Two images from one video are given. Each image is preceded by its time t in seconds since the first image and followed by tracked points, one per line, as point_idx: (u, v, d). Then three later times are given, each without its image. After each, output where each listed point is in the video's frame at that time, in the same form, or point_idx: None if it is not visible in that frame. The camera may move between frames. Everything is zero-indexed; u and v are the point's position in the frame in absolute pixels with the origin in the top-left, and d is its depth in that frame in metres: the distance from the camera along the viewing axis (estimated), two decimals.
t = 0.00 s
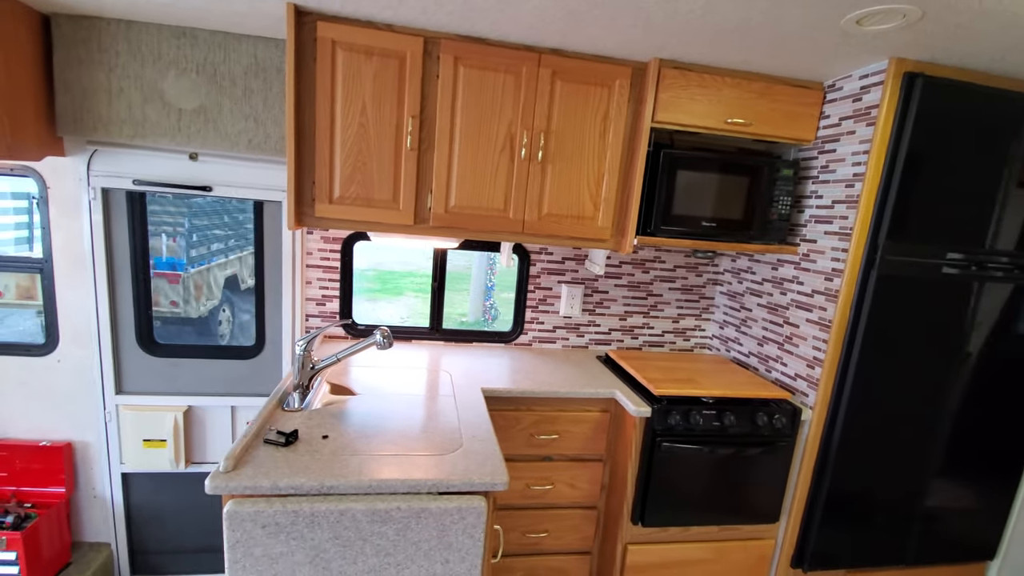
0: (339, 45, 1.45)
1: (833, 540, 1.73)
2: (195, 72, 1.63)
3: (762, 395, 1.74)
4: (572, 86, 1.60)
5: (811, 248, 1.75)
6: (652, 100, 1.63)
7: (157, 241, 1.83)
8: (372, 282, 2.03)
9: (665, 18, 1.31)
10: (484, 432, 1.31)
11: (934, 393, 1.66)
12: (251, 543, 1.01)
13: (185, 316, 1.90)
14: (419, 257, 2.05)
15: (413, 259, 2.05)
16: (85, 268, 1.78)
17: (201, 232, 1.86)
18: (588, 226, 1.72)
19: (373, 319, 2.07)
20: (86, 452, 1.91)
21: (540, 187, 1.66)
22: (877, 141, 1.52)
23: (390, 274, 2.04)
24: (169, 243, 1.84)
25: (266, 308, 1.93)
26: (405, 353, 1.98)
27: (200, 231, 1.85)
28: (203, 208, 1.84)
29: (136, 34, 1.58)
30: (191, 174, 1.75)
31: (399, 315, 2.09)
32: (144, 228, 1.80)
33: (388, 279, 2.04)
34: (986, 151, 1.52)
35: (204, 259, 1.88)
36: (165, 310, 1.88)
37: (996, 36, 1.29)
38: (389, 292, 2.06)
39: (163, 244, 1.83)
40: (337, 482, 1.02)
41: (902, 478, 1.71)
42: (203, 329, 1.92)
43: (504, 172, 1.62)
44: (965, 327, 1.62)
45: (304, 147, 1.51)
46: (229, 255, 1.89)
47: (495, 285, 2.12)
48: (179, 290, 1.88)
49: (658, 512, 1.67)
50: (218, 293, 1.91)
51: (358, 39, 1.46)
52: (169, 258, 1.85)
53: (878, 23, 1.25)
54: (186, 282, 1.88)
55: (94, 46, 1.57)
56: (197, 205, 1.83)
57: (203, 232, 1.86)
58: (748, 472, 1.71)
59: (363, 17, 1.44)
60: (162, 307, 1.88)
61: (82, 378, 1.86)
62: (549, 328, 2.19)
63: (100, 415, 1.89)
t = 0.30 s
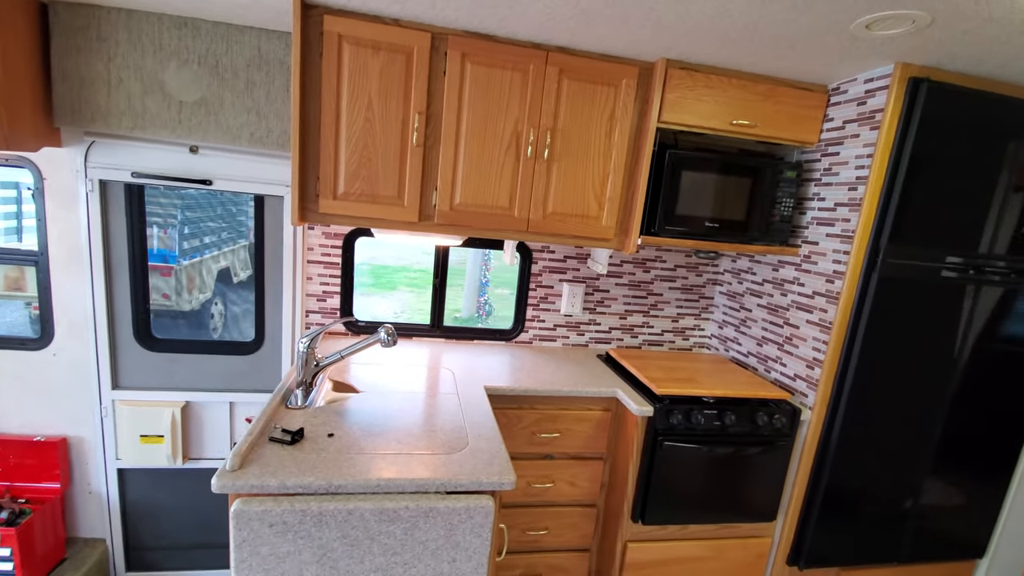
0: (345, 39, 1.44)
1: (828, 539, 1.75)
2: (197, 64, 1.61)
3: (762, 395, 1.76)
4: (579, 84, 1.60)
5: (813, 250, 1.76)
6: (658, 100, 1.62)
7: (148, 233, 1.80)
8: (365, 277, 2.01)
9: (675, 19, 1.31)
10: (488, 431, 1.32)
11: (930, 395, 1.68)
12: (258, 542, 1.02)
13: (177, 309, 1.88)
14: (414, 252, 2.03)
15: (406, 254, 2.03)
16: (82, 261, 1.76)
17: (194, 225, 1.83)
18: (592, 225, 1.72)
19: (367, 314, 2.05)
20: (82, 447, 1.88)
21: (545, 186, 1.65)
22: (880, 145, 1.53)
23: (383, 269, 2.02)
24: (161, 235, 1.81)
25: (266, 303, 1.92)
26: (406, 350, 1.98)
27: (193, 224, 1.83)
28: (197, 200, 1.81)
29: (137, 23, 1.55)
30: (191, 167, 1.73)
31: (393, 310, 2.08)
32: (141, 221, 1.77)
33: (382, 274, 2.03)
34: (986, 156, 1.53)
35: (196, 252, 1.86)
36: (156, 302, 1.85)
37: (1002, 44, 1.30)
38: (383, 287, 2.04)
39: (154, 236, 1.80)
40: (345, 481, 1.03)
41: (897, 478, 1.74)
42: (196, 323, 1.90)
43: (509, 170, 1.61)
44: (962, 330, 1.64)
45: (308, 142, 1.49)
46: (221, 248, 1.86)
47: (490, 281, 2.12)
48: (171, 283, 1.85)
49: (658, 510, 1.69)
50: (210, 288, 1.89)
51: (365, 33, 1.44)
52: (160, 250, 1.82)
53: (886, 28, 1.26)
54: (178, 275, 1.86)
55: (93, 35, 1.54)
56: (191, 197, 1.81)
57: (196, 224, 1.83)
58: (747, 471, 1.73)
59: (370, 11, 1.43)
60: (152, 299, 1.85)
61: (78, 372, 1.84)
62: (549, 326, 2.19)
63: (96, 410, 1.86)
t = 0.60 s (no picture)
0: (344, 30, 1.42)
1: (818, 534, 1.78)
2: (191, 53, 1.58)
3: (756, 392, 1.77)
4: (579, 80, 1.59)
5: (807, 249, 1.78)
6: (657, 98, 1.63)
7: (136, 224, 1.76)
8: (357, 272, 2.00)
9: (677, 16, 1.31)
10: (486, 427, 1.32)
11: (920, 393, 1.71)
12: (255, 538, 1.01)
13: (165, 303, 1.85)
14: (406, 247, 2.02)
15: (398, 249, 2.02)
16: (71, 252, 1.72)
17: (183, 217, 1.80)
18: (590, 222, 1.72)
19: (360, 309, 2.04)
20: (70, 442, 1.86)
21: (543, 182, 1.65)
22: (876, 146, 1.54)
23: (375, 264, 2.01)
24: (148, 227, 1.78)
25: (260, 298, 1.90)
26: (401, 345, 1.97)
27: (182, 216, 1.80)
28: (183, 192, 1.78)
29: (130, 11, 1.52)
30: (184, 158, 1.70)
31: (385, 306, 2.07)
32: (132, 213, 1.75)
33: (374, 269, 2.01)
34: (979, 158, 1.55)
35: (185, 245, 1.83)
36: (144, 295, 1.82)
37: (997, 47, 1.31)
38: (375, 282, 2.03)
39: (141, 228, 1.77)
40: (343, 477, 1.02)
41: (887, 475, 1.76)
42: (184, 317, 1.87)
43: (508, 165, 1.61)
44: (952, 329, 1.67)
45: (305, 135, 1.48)
46: (210, 241, 1.84)
47: (484, 278, 2.11)
48: (160, 276, 1.82)
49: (652, 506, 1.70)
50: (198, 281, 1.86)
51: (364, 25, 1.42)
52: (147, 242, 1.79)
53: (885, 29, 1.27)
54: (166, 268, 1.83)
55: (85, 22, 1.51)
56: (178, 188, 1.77)
57: (185, 217, 1.80)
58: (740, 468, 1.74)
59: (369, 2, 1.41)
60: (140, 292, 1.82)
61: (66, 365, 1.81)
62: (545, 322, 2.19)
63: (85, 404, 1.83)
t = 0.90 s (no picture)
0: (342, 26, 1.41)
1: (811, 532, 1.79)
2: (187, 47, 1.57)
3: (751, 391, 1.78)
4: (577, 79, 1.59)
5: (802, 250, 1.79)
6: (655, 97, 1.63)
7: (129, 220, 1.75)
8: (352, 269, 1.99)
9: (676, 16, 1.31)
10: (482, 425, 1.32)
11: (911, 393, 1.73)
12: (250, 536, 1.01)
13: (158, 299, 1.84)
14: (401, 245, 2.01)
15: (393, 247, 2.01)
16: (64, 247, 1.70)
17: (177, 213, 1.79)
18: (587, 221, 1.72)
19: (355, 307, 2.03)
20: (62, 439, 1.84)
21: (541, 180, 1.65)
22: (871, 148, 1.55)
23: (370, 262, 2.00)
24: (142, 222, 1.76)
25: (255, 294, 1.89)
26: (397, 343, 1.96)
27: (176, 211, 1.79)
28: (177, 186, 1.77)
29: (124, 4, 1.51)
30: (179, 153, 1.68)
31: (379, 303, 2.06)
32: (126, 208, 1.73)
33: (370, 266, 2.01)
34: (972, 161, 1.57)
35: (179, 241, 1.82)
36: (137, 291, 1.81)
37: (991, 51, 1.33)
38: (370, 280, 2.02)
39: (135, 224, 1.75)
40: (340, 475, 1.02)
41: (878, 473, 1.78)
42: (177, 313, 1.86)
43: (505, 164, 1.61)
44: (944, 330, 1.68)
45: (302, 131, 1.47)
46: (204, 237, 1.83)
47: (480, 275, 2.11)
48: (153, 272, 1.81)
49: (647, 505, 1.71)
50: (192, 276, 1.85)
51: (362, 21, 1.42)
52: (140, 237, 1.77)
53: (882, 32, 1.28)
54: (159, 264, 1.81)
55: (79, 15, 1.49)
56: (172, 183, 1.76)
57: (179, 212, 1.79)
58: (734, 467, 1.76)
59: None
60: (134, 288, 1.80)
61: (59, 362, 1.79)
62: (541, 321, 2.19)
63: (77, 401, 1.82)
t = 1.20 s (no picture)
0: (335, 21, 1.40)
1: (799, 530, 1.81)
2: (177, 40, 1.55)
3: (741, 390, 1.80)
4: (571, 78, 1.59)
5: (793, 250, 1.80)
6: (649, 97, 1.63)
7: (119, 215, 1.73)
8: (345, 266, 1.98)
9: (670, 16, 1.31)
10: (473, 423, 1.32)
11: (899, 392, 1.75)
12: (239, 533, 1.00)
13: (148, 295, 1.82)
14: (395, 242, 2.01)
15: (387, 244, 2.01)
16: (51, 242, 1.68)
17: (168, 208, 1.77)
18: (580, 220, 1.72)
19: (347, 304, 2.03)
20: (49, 436, 1.82)
21: (535, 179, 1.65)
22: (861, 150, 1.57)
23: (363, 259, 2.00)
24: (131, 218, 1.74)
25: (246, 291, 1.88)
26: (390, 341, 1.96)
27: (167, 207, 1.77)
28: (167, 181, 1.74)
29: None
30: (169, 148, 1.67)
31: (372, 300, 2.05)
32: (115, 203, 1.71)
33: (362, 263, 2.00)
34: (961, 163, 1.59)
35: (169, 236, 1.80)
36: (126, 287, 1.79)
37: (979, 55, 1.34)
38: (363, 277, 2.01)
39: (125, 219, 1.74)
40: (330, 473, 1.02)
41: (866, 472, 1.80)
42: (167, 309, 1.84)
43: (499, 162, 1.60)
44: (931, 331, 1.70)
45: (294, 127, 1.46)
46: (195, 233, 1.81)
47: (476, 274, 2.11)
48: (142, 267, 1.79)
49: (637, 502, 1.72)
50: (182, 272, 1.83)
51: (355, 16, 1.41)
52: (130, 233, 1.75)
53: (872, 35, 1.29)
54: (149, 259, 1.79)
55: (67, 6, 1.47)
56: (162, 177, 1.74)
57: (170, 208, 1.77)
58: (724, 465, 1.77)
59: None
60: (123, 284, 1.78)
61: (45, 358, 1.77)
62: (534, 319, 2.20)
63: (64, 398, 1.80)
